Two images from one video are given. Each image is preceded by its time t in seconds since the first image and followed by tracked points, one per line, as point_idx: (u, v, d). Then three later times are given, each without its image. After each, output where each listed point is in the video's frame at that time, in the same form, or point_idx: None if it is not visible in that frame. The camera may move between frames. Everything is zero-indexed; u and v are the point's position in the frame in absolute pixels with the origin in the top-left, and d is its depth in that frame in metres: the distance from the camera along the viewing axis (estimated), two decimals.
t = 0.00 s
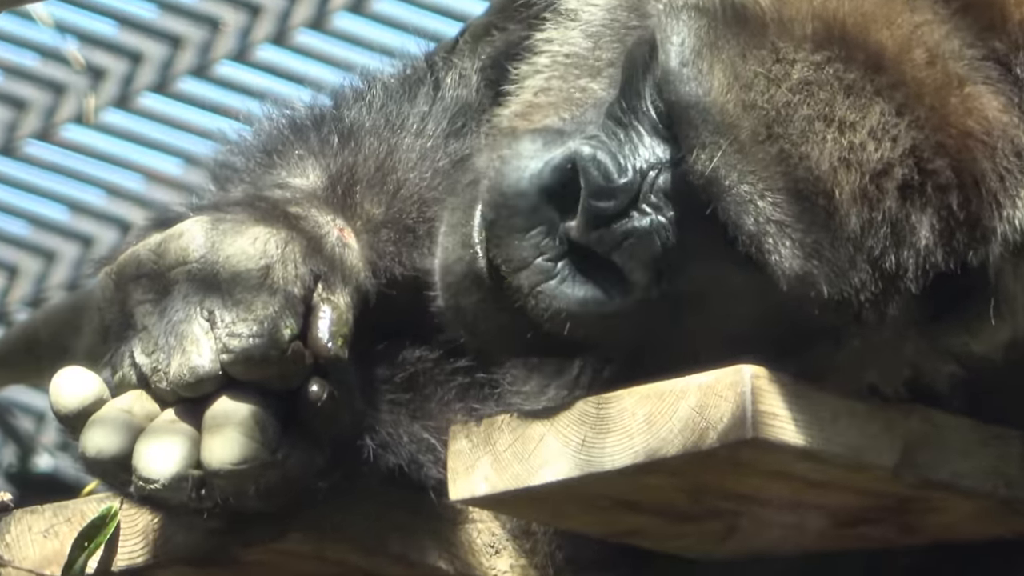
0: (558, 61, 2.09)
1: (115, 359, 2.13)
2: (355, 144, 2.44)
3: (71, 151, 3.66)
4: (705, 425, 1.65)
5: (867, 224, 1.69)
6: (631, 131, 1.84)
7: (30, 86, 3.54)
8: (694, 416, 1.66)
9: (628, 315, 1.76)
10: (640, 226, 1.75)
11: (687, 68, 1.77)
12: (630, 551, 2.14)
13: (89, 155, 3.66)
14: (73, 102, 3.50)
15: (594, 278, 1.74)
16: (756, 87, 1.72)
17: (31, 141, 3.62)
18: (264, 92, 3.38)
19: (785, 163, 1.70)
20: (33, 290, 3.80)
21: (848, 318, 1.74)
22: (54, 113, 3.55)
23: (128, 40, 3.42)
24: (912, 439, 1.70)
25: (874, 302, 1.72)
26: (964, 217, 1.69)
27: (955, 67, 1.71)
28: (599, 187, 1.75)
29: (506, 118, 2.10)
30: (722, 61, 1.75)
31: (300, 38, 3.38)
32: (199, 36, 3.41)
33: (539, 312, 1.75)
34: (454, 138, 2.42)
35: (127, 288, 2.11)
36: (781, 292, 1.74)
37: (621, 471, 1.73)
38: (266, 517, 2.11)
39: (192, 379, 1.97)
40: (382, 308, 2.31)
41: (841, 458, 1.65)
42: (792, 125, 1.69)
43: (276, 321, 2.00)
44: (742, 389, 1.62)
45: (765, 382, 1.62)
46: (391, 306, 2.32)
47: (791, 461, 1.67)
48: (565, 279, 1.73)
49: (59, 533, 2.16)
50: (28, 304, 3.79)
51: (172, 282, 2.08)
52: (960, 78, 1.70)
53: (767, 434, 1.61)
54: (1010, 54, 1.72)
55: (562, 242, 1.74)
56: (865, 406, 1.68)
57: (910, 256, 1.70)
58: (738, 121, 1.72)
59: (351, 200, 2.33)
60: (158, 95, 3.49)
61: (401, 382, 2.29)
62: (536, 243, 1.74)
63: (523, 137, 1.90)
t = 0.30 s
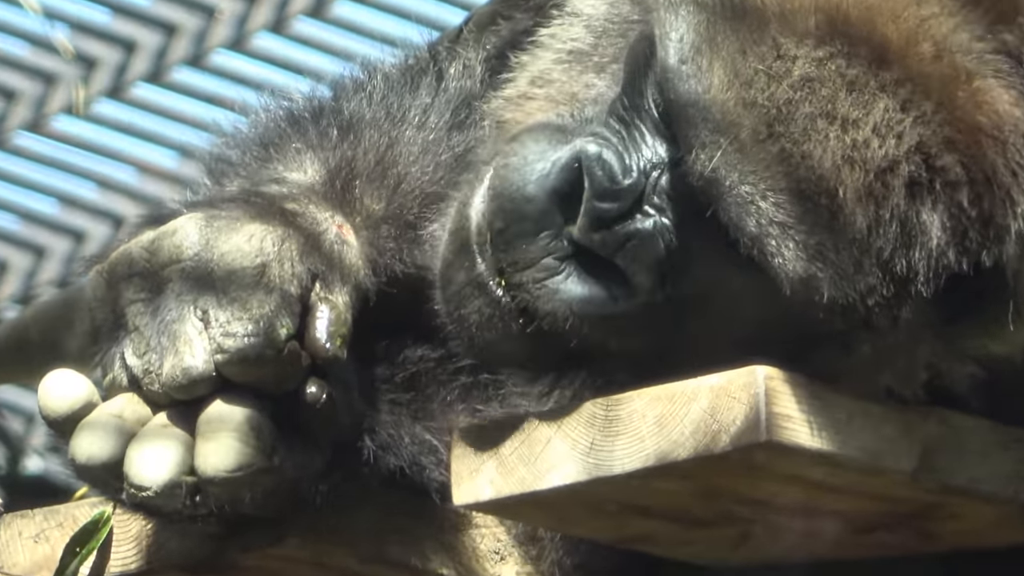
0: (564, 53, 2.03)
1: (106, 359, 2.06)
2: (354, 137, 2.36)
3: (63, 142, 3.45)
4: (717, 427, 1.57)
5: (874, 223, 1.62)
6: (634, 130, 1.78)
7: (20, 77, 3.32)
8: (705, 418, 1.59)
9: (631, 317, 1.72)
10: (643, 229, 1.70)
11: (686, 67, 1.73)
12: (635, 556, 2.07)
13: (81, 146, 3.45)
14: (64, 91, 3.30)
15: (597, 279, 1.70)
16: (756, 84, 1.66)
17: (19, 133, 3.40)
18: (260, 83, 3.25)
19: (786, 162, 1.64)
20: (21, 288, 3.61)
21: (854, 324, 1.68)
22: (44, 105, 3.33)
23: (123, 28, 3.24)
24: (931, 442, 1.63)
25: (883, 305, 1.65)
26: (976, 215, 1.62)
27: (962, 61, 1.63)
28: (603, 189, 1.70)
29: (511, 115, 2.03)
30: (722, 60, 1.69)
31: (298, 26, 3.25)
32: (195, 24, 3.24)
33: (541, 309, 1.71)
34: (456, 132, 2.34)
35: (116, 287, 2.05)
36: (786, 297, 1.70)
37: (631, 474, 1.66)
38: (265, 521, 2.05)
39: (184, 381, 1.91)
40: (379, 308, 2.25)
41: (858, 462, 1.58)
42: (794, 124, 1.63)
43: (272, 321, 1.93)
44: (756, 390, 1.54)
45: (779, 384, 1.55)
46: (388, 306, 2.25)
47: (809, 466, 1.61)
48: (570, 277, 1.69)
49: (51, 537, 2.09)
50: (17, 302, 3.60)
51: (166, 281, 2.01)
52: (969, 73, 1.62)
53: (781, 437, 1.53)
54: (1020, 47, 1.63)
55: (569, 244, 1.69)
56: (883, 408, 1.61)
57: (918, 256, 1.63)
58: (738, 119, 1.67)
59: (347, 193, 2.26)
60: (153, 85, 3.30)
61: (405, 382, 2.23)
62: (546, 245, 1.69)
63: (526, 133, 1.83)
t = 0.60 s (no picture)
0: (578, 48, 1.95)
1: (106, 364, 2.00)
2: (361, 135, 2.29)
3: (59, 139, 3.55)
4: (736, 436, 1.48)
5: (883, 211, 1.54)
6: (641, 118, 1.70)
7: (20, 74, 3.43)
8: (725, 425, 1.50)
9: (637, 313, 1.64)
10: (648, 220, 1.62)
11: (689, 50, 1.65)
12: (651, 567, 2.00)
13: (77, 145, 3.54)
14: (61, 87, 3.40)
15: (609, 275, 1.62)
16: (760, 68, 1.58)
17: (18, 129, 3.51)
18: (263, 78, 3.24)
19: (791, 149, 1.57)
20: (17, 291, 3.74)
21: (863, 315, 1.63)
22: (43, 101, 3.44)
23: (120, 23, 3.30)
24: (960, 451, 1.54)
25: (893, 298, 1.59)
26: (991, 205, 1.51)
27: (976, 44, 1.50)
28: (607, 180, 1.62)
29: (520, 113, 1.96)
30: (726, 42, 1.61)
31: (301, 20, 3.23)
32: (196, 18, 3.31)
33: (546, 302, 1.63)
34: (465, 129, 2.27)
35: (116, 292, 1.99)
36: (791, 288, 1.64)
37: (648, 483, 1.58)
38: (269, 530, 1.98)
39: (186, 387, 1.84)
40: (387, 312, 2.15)
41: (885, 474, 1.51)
42: (800, 109, 1.56)
43: (276, 324, 1.86)
44: (778, 397, 1.46)
45: (801, 390, 1.47)
46: (396, 309, 2.16)
47: (832, 475, 1.54)
48: (577, 269, 1.61)
49: (47, 548, 2.03)
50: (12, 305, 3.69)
51: (166, 283, 1.95)
52: (983, 57, 1.50)
53: (803, 445, 1.45)
54: None
55: (576, 238, 1.61)
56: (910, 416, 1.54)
57: (928, 250, 1.55)
58: (742, 103, 1.60)
59: (353, 193, 2.18)
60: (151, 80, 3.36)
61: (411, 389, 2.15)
62: (553, 238, 1.61)
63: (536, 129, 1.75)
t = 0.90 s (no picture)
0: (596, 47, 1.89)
1: (108, 373, 1.94)
2: (372, 134, 2.23)
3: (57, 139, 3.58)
4: (760, 446, 1.46)
5: (874, 226, 1.57)
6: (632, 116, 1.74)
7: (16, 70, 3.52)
8: (747, 436, 1.47)
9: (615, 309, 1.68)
10: (633, 218, 1.66)
11: (680, 55, 1.66)
12: None
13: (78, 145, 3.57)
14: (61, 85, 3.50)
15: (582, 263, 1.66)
16: (753, 77, 1.58)
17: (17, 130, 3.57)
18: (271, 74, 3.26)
19: (783, 159, 1.58)
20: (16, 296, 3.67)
21: (857, 331, 1.65)
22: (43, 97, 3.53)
23: (124, 20, 3.43)
24: (988, 464, 1.54)
25: (884, 314, 1.63)
26: (987, 223, 1.52)
27: (981, 58, 1.49)
28: (588, 173, 1.68)
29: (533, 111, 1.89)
30: (718, 49, 1.61)
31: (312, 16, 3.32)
32: (201, 16, 3.41)
33: (513, 282, 1.68)
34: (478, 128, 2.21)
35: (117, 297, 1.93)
36: (771, 306, 1.69)
37: (668, 496, 1.53)
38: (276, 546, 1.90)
39: (190, 396, 1.78)
40: (395, 316, 2.08)
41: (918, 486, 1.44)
42: (793, 118, 1.55)
43: (283, 329, 1.79)
44: (802, 406, 1.44)
45: (827, 399, 1.46)
46: (403, 314, 2.09)
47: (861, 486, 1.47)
48: (546, 256, 1.67)
49: (47, 562, 1.96)
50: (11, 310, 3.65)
51: (168, 288, 1.89)
52: (986, 71, 1.49)
53: (828, 456, 1.44)
54: None
55: (550, 223, 1.67)
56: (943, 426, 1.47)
57: (919, 267, 1.57)
58: (735, 112, 1.60)
59: (364, 195, 2.13)
60: (157, 78, 3.46)
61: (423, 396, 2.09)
62: (518, 215, 1.68)
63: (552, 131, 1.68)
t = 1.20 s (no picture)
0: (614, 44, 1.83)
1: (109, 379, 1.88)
2: (381, 132, 2.17)
3: (57, 136, 3.32)
4: (783, 454, 1.40)
5: (895, 228, 1.49)
6: (650, 110, 1.70)
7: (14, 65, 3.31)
8: (771, 443, 1.41)
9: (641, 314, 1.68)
10: (654, 220, 1.65)
11: (695, 50, 1.61)
12: None
13: (77, 142, 3.30)
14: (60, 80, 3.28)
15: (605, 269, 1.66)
16: (770, 73, 1.50)
17: (14, 126, 3.33)
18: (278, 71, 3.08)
19: (800, 158, 1.51)
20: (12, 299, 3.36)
21: (874, 338, 1.60)
22: (41, 94, 3.30)
23: (124, 12, 3.22)
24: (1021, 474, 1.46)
25: (900, 321, 1.57)
26: (1013, 228, 1.44)
27: (1007, 57, 1.39)
28: (610, 177, 1.66)
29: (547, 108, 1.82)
30: (735, 44, 1.54)
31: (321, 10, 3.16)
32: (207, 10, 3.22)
33: (548, 293, 1.68)
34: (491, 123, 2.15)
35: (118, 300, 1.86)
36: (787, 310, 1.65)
37: (689, 506, 1.47)
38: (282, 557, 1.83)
39: (193, 402, 1.72)
40: (405, 320, 2.02)
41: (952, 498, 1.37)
42: (812, 116, 1.48)
43: (289, 333, 1.73)
44: (829, 413, 1.38)
45: (854, 406, 1.39)
46: (413, 318, 2.02)
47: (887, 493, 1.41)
48: (578, 265, 1.67)
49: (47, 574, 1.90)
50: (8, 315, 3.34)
51: (171, 291, 1.82)
52: (1011, 71, 1.39)
53: (856, 464, 1.38)
54: None
55: (577, 231, 1.67)
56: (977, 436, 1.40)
57: (941, 272, 1.49)
58: (753, 109, 1.54)
59: (373, 194, 2.06)
60: (160, 73, 3.24)
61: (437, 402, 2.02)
62: (553, 229, 1.68)
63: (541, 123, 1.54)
